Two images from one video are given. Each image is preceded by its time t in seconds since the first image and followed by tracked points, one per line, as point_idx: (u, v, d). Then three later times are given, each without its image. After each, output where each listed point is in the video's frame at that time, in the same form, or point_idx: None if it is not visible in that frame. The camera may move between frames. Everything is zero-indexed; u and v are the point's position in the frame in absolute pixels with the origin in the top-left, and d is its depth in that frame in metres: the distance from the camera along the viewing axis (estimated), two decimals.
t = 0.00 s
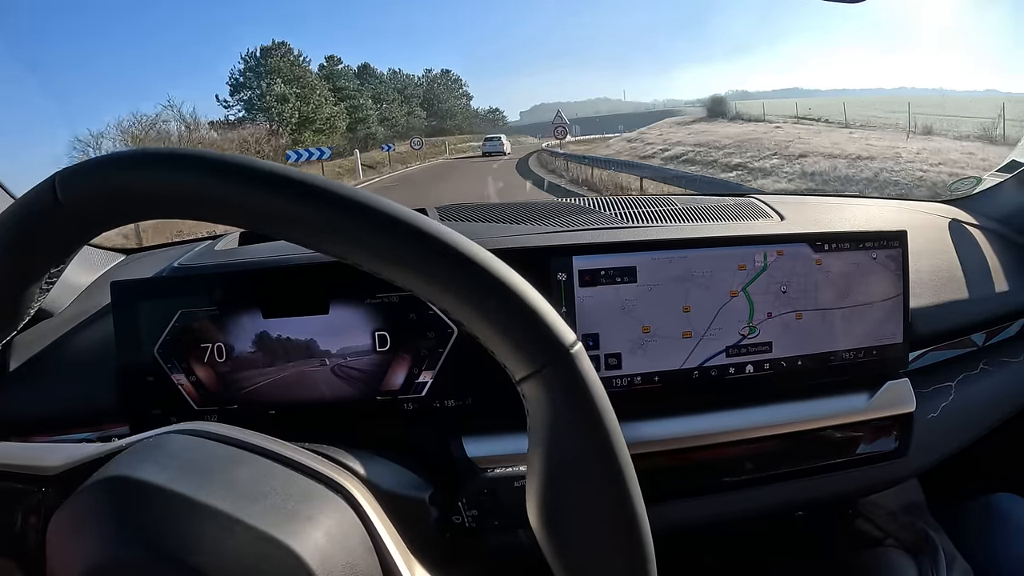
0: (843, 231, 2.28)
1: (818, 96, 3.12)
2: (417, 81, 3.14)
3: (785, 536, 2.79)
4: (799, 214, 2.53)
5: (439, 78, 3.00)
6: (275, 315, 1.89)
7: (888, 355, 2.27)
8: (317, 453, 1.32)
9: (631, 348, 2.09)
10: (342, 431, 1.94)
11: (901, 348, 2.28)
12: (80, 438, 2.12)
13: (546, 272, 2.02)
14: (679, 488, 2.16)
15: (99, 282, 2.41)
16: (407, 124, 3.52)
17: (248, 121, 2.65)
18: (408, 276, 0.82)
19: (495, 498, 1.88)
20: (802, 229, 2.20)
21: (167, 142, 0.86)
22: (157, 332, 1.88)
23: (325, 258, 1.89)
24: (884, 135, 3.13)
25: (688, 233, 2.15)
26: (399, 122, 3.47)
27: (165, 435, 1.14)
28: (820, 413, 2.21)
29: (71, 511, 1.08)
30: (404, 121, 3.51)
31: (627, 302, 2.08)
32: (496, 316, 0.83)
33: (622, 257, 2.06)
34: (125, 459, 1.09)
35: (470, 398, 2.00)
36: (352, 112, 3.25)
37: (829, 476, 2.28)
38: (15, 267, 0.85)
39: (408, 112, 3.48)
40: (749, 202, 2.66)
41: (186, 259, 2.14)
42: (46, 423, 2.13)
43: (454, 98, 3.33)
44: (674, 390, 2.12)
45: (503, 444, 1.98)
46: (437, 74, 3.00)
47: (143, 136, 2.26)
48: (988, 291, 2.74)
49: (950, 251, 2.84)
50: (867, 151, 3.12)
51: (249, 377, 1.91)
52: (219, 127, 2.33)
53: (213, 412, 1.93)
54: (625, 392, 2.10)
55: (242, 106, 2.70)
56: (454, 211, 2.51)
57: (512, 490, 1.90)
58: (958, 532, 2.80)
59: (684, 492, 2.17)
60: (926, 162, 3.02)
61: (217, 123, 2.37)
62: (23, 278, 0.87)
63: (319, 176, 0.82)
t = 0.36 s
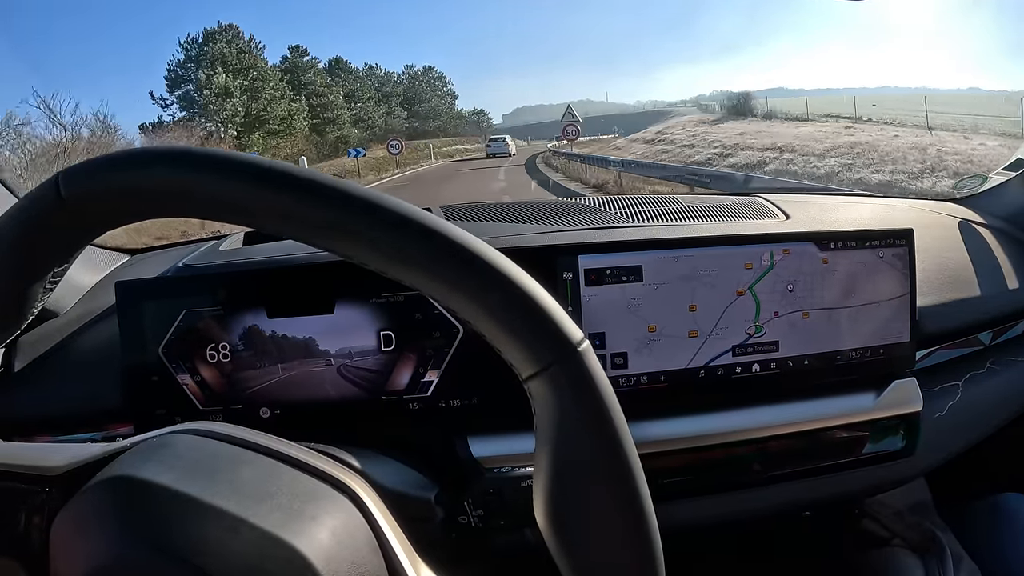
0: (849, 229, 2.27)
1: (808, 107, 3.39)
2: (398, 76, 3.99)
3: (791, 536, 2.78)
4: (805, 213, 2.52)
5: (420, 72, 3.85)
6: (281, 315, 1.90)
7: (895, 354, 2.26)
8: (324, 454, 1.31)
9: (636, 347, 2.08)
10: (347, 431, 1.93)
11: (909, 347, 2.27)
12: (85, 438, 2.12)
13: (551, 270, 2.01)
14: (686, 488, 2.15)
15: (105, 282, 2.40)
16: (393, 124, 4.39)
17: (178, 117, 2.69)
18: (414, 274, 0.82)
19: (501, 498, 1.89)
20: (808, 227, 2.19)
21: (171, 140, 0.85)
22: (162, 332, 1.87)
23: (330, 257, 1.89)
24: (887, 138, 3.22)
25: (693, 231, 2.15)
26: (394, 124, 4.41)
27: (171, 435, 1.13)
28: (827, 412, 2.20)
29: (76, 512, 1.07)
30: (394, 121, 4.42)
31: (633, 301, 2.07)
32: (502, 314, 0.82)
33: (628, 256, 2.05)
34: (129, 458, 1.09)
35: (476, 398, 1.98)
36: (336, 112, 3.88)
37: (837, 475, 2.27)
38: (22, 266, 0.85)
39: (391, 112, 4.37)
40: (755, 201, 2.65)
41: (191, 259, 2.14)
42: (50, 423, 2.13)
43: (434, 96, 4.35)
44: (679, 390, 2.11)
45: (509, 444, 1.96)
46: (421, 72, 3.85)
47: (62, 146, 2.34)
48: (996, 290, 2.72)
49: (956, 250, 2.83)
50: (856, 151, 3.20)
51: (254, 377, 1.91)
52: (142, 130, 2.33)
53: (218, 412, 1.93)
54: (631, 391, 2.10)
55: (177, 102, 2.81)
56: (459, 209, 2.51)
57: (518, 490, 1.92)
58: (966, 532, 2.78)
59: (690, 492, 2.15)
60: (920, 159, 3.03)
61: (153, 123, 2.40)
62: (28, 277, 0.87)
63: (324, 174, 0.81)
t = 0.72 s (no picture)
0: (852, 231, 2.28)
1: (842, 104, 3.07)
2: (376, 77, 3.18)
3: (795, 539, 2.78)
4: (808, 215, 2.53)
5: (404, 74, 3.07)
6: (286, 318, 1.91)
7: (899, 356, 2.27)
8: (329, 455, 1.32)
9: (640, 350, 2.09)
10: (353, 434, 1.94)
11: (912, 348, 2.27)
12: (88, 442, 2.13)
13: (555, 274, 2.02)
14: (690, 490, 2.15)
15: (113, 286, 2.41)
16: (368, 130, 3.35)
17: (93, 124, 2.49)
18: (420, 280, 0.83)
19: (506, 499, 1.93)
20: (812, 230, 2.20)
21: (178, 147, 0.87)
22: (169, 336, 1.89)
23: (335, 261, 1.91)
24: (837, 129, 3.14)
25: (696, 234, 2.16)
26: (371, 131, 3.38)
27: (180, 437, 1.14)
28: (830, 415, 2.21)
29: (86, 512, 1.09)
30: (370, 128, 3.37)
31: (636, 304, 2.08)
32: (507, 319, 0.83)
33: (632, 259, 2.06)
34: (138, 460, 1.10)
35: (481, 401, 2.00)
36: (287, 105, 3.03)
37: (841, 477, 2.27)
38: (33, 271, 0.87)
39: (366, 116, 3.37)
40: (759, 203, 2.66)
41: (197, 264, 2.15)
42: (58, 426, 2.14)
43: (419, 98, 3.28)
44: (683, 392, 2.12)
45: (514, 447, 1.97)
46: (402, 71, 3.04)
47: None
48: (1000, 291, 2.73)
49: (959, 251, 2.83)
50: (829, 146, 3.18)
51: (261, 382, 1.93)
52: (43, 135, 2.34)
53: (225, 415, 1.95)
54: (634, 394, 2.11)
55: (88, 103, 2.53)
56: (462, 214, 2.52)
57: (523, 492, 1.94)
58: (970, 534, 2.78)
59: (694, 495, 2.16)
60: (885, 159, 3.01)
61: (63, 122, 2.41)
62: (38, 282, 0.88)
63: (330, 182, 0.83)
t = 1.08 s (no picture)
0: (850, 231, 2.35)
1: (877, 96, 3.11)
2: (350, 76, 2.88)
3: (796, 530, 2.86)
4: (808, 215, 2.60)
5: (381, 69, 2.82)
6: (305, 318, 1.99)
7: (895, 351, 2.34)
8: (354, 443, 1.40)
9: (644, 346, 2.17)
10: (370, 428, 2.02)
11: (908, 344, 2.35)
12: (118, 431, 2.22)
13: (563, 273, 2.11)
14: (693, 482, 2.23)
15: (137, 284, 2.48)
16: (341, 131, 3.16)
17: None
18: (447, 281, 0.91)
19: (518, 484, 2.01)
20: (810, 229, 2.28)
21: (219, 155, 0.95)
22: (193, 335, 1.98)
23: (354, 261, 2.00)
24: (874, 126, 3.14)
25: (698, 235, 2.23)
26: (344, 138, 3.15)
27: (217, 426, 1.21)
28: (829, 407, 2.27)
29: (126, 497, 1.16)
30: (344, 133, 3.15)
31: (641, 302, 2.16)
32: (528, 320, 0.91)
33: (636, 259, 2.14)
34: (179, 444, 1.18)
35: (493, 395, 2.07)
36: (236, 101, 2.66)
37: (840, 468, 2.35)
38: (85, 267, 0.99)
39: (337, 117, 3.16)
40: (761, 204, 2.73)
41: (217, 265, 2.24)
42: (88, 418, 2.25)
43: (395, 97, 3.06)
44: (686, 386, 2.20)
45: (526, 439, 2.04)
46: (380, 66, 2.82)
47: None
48: (997, 288, 2.79)
49: (958, 250, 2.90)
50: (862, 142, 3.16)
51: (282, 379, 2.01)
52: None
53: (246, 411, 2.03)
54: (640, 387, 2.19)
55: None
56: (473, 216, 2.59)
57: (535, 477, 2.02)
58: (969, 526, 2.84)
59: (697, 486, 2.23)
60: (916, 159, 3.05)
61: None
62: (88, 277, 1.00)
63: (359, 188, 0.91)
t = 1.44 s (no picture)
0: (842, 230, 2.47)
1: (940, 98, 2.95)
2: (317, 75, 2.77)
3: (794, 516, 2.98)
4: (803, 216, 2.73)
5: (351, 63, 2.71)
6: (328, 314, 2.13)
7: (886, 344, 2.46)
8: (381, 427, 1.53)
9: (647, 339, 2.30)
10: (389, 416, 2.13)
11: (899, 337, 2.46)
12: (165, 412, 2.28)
13: (571, 272, 2.24)
14: (693, 467, 2.36)
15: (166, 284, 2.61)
16: (301, 133, 2.83)
17: None
18: (470, 275, 1.04)
19: (533, 462, 2.15)
20: (803, 229, 2.40)
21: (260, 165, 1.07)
22: (221, 331, 2.11)
23: (375, 262, 2.14)
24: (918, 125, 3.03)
25: (697, 235, 2.35)
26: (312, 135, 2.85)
27: (261, 408, 1.26)
28: (822, 398, 2.40)
29: (175, 475, 1.21)
30: (310, 135, 2.82)
31: (643, 298, 2.29)
32: (543, 311, 1.04)
33: (638, 258, 2.27)
34: (223, 421, 1.25)
35: (505, 386, 2.20)
36: (156, 95, 2.63)
37: (832, 455, 2.47)
38: (137, 268, 1.08)
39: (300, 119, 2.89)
40: (758, 206, 2.85)
41: (242, 265, 2.37)
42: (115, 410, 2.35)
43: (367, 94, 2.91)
44: (687, 377, 2.33)
45: (538, 426, 2.18)
46: (350, 59, 2.70)
47: None
48: (986, 284, 2.90)
49: (950, 248, 3.01)
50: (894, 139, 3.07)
51: (306, 372, 2.14)
52: None
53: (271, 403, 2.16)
54: (644, 379, 2.31)
55: None
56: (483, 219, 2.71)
57: (549, 456, 2.17)
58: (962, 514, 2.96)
59: (698, 472, 2.37)
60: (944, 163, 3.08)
61: None
62: (139, 277, 1.09)
63: (387, 192, 1.03)
